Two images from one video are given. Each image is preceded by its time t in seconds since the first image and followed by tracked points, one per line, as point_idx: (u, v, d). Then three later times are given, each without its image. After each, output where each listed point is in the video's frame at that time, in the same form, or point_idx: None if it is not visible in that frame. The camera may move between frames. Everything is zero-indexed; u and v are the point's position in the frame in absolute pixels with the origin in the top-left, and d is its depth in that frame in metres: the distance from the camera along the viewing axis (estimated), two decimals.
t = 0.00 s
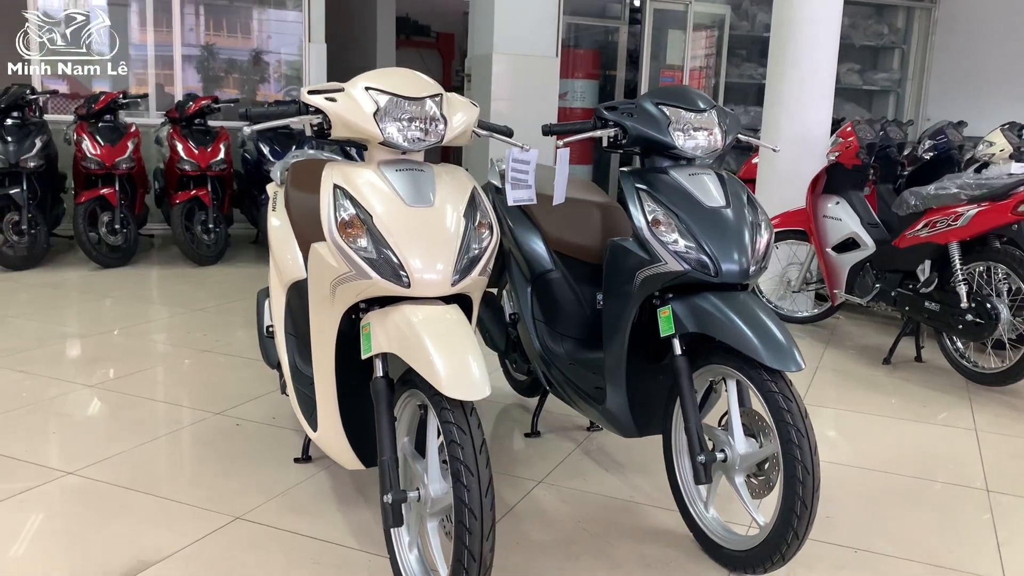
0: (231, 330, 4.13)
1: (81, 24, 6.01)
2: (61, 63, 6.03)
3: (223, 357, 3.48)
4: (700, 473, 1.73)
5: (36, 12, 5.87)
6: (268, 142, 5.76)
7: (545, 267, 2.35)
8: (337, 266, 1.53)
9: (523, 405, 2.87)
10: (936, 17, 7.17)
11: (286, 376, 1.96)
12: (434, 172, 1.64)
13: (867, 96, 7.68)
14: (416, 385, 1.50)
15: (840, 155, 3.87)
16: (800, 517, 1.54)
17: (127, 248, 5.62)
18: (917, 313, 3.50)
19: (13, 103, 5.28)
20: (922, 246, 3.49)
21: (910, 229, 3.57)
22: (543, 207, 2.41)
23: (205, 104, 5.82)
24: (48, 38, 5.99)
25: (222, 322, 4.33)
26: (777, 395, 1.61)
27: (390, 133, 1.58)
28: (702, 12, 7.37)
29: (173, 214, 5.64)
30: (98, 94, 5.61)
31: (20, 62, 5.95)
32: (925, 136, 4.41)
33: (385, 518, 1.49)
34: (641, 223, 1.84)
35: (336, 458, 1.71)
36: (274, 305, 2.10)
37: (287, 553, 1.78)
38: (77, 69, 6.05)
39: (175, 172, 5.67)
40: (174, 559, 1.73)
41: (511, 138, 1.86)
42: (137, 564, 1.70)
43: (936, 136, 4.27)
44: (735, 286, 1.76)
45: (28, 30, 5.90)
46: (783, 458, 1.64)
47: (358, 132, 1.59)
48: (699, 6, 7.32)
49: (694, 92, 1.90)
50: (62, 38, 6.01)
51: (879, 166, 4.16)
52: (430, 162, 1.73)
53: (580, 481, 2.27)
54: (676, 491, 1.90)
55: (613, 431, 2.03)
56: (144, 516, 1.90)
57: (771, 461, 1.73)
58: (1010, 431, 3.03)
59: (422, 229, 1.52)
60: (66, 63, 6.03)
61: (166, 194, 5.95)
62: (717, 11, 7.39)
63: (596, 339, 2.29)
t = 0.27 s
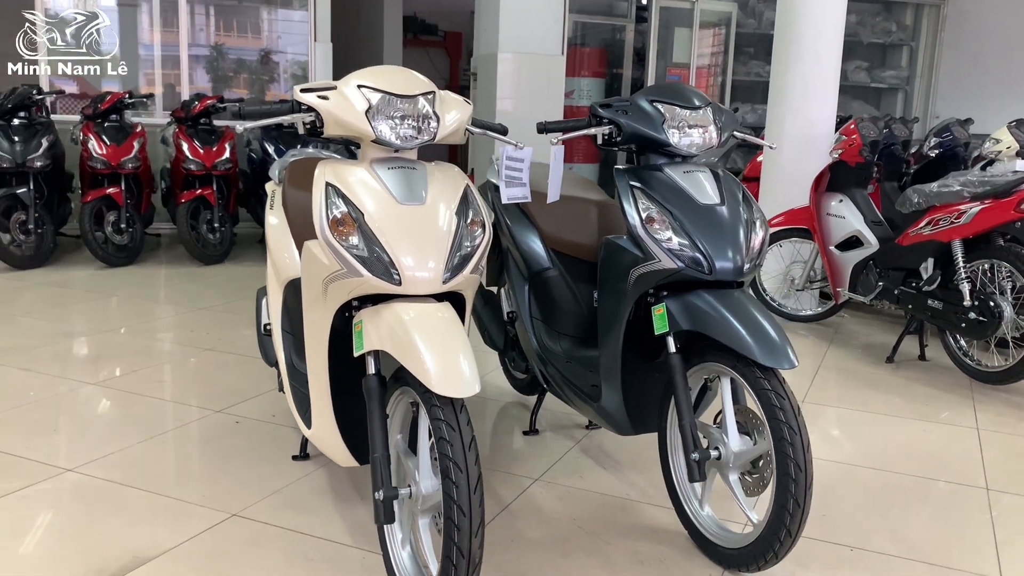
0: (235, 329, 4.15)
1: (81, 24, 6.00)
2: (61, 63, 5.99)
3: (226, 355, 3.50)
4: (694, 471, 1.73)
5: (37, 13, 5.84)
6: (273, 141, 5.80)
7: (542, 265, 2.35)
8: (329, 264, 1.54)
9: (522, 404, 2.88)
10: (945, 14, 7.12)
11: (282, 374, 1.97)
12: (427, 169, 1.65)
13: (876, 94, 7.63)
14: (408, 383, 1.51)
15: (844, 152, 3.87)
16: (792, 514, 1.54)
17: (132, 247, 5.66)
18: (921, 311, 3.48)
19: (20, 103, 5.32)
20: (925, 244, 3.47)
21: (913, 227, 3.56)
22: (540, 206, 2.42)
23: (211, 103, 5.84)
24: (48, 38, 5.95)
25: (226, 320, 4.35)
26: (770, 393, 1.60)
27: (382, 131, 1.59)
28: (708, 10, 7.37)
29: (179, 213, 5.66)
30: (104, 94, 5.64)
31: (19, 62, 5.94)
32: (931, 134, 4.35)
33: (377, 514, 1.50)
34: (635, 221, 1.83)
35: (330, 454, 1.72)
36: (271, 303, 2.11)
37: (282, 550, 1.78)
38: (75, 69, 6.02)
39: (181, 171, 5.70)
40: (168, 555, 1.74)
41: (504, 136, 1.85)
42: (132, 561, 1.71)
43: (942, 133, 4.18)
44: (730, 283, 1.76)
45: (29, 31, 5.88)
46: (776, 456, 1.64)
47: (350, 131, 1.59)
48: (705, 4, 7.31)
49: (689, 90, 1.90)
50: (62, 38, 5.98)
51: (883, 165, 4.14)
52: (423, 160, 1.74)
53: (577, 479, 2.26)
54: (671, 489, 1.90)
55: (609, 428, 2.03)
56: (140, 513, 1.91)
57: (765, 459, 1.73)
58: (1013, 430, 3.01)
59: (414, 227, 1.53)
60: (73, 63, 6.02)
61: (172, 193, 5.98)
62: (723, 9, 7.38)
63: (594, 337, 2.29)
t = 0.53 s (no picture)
0: (242, 327, 4.16)
1: (82, 24, 6.00)
2: (60, 63, 5.99)
3: (232, 353, 3.51)
4: (690, 470, 1.72)
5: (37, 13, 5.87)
6: (281, 140, 5.80)
7: (542, 263, 2.35)
8: (323, 263, 1.54)
9: (524, 403, 2.88)
10: (958, 10, 7.05)
11: (280, 372, 1.97)
12: (422, 169, 1.65)
13: (887, 91, 7.58)
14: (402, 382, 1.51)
15: (850, 150, 3.85)
16: (787, 514, 1.54)
17: (141, 245, 5.69)
18: (927, 310, 3.46)
19: (30, 102, 5.35)
20: (931, 243, 3.44)
21: (919, 225, 3.53)
22: (540, 204, 2.41)
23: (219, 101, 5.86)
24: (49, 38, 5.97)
25: (233, 318, 4.37)
26: (765, 392, 1.60)
27: (377, 130, 1.59)
28: (718, 8, 7.36)
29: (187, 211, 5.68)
30: (113, 93, 5.68)
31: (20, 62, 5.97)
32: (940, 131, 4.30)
33: (371, 513, 1.50)
34: (632, 220, 1.83)
35: (326, 452, 1.72)
36: (271, 302, 2.11)
37: (278, 547, 1.79)
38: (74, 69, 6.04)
39: (189, 170, 5.72)
40: (166, 553, 1.75)
41: (500, 134, 1.85)
42: (131, 557, 1.72)
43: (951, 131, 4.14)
44: (728, 282, 1.76)
45: (29, 31, 5.90)
46: (772, 456, 1.64)
47: (345, 130, 1.60)
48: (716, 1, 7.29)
49: (687, 88, 1.89)
50: (62, 38, 5.98)
51: (891, 162, 4.16)
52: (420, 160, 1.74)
53: (576, 478, 2.26)
54: (669, 488, 1.89)
55: (607, 427, 2.03)
56: (139, 510, 1.93)
57: (762, 459, 1.72)
58: (1018, 430, 2.98)
59: (408, 226, 1.53)
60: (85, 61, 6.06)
61: (181, 191, 6.01)
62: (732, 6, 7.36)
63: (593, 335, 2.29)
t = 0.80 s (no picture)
0: (251, 325, 4.19)
1: (81, 24, 6.04)
2: (60, 63, 6.07)
3: (240, 351, 3.54)
4: (689, 471, 1.72)
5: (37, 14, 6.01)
6: (292, 139, 5.83)
7: (545, 263, 2.36)
8: (323, 263, 1.55)
9: (529, 402, 2.88)
10: (972, 9, 7.00)
11: (283, 371, 1.99)
12: (422, 169, 1.66)
13: (901, 90, 7.53)
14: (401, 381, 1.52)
15: (858, 150, 3.82)
16: (785, 515, 1.54)
17: (152, 243, 5.74)
18: (935, 311, 3.44)
19: (44, 101, 5.40)
20: (939, 243, 3.43)
21: (927, 225, 3.51)
22: (544, 204, 2.42)
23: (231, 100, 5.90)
24: (49, 38, 6.10)
25: (242, 316, 4.40)
26: (764, 393, 1.60)
27: (377, 131, 1.60)
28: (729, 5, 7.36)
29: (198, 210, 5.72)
30: (126, 92, 5.72)
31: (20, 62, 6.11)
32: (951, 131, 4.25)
33: (370, 512, 1.51)
34: (632, 220, 1.83)
35: (327, 451, 1.73)
36: (275, 301, 2.12)
37: (280, 545, 1.81)
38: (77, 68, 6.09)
39: (201, 168, 5.76)
40: (169, 549, 1.76)
41: (502, 134, 1.85)
42: (134, 553, 1.74)
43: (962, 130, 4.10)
44: (729, 283, 1.76)
45: (28, 30, 6.06)
46: (771, 457, 1.63)
47: (346, 131, 1.61)
48: None
49: (689, 89, 1.89)
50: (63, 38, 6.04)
51: (902, 162, 4.12)
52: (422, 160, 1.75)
53: (579, 477, 2.27)
54: (670, 488, 1.90)
55: (609, 428, 2.03)
56: (144, 507, 1.95)
57: (762, 460, 1.72)
58: None
59: (408, 227, 1.54)
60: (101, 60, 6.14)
61: (192, 190, 6.05)
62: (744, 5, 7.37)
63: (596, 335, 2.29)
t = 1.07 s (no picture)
0: (260, 323, 4.21)
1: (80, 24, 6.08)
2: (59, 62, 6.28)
3: (248, 349, 3.56)
4: (691, 473, 1.71)
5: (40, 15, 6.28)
6: (303, 138, 5.84)
7: (550, 264, 2.35)
8: (324, 263, 1.55)
9: (534, 403, 2.88)
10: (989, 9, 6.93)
11: (287, 370, 1.99)
12: (424, 169, 1.66)
13: (916, 90, 7.46)
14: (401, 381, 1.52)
15: (869, 150, 3.80)
16: (787, 519, 1.53)
17: (163, 241, 5.77)
18: (945, 313, 3.41)
19: (57, 100, 5.44)
20: (950, 244, 3.40)
21: (938, 227, 3.49)
22: (549, 204, 2.42)
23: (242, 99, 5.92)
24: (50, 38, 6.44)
25: (251, 314, 4.42)
26: (766, 395, 1.59)
27: (379, 131, 1.60)
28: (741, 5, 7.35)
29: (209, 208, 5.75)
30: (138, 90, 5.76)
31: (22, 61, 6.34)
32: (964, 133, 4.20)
33: (370, 511, 1.52)
34: (636, 221, 1.82)
35: (329, 450, 1.74)
36: (280, 301, 2.13)
37: (281, 544, 1.81)
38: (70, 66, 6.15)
39: (212, 167, 5.79)
40: (171, 547, 1.77)
41: (506, 134, 1.85)
42: (136, 551, 1.75)
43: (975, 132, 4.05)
44: (732, 284, 1.75)
45: (29, 31, 6.45)
46: (773, 459, 1.62)
47: (348, 131, 1.61)
48: None
49: (694, 89, 1.88)
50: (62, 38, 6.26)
51: (914, 163, 4.02)
52: (425, 160, 1.75)
53: (582, 478, 2.26)
54: (672, 490, 1.89)
55: (612, 429, 2.03)
56: (147, 504, 1.96)
57: (764, 462, 1.71)
58: None
59: (409, 227, 1.54)
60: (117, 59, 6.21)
61: (203, 188, 6.08)
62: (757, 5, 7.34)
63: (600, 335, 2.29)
